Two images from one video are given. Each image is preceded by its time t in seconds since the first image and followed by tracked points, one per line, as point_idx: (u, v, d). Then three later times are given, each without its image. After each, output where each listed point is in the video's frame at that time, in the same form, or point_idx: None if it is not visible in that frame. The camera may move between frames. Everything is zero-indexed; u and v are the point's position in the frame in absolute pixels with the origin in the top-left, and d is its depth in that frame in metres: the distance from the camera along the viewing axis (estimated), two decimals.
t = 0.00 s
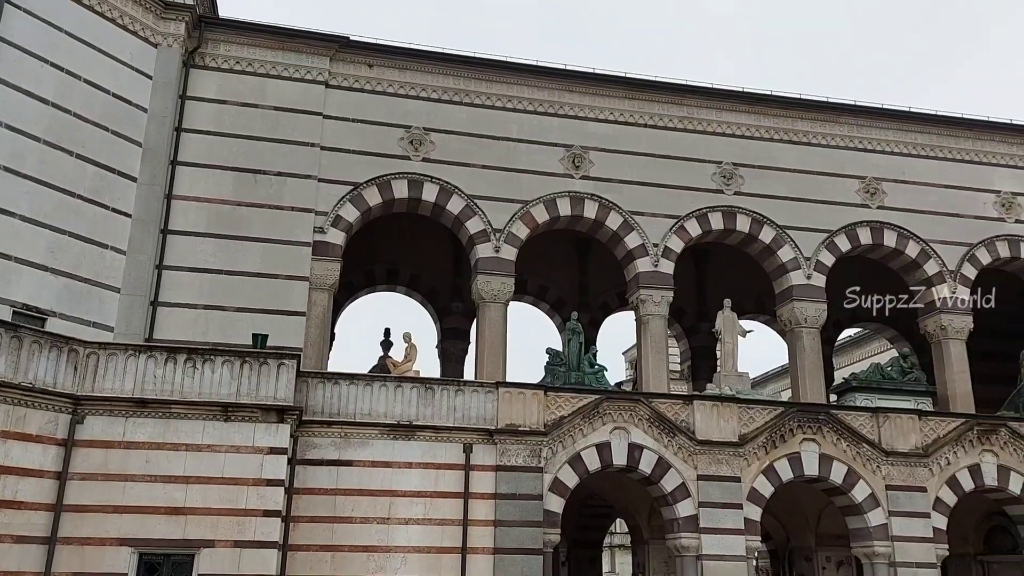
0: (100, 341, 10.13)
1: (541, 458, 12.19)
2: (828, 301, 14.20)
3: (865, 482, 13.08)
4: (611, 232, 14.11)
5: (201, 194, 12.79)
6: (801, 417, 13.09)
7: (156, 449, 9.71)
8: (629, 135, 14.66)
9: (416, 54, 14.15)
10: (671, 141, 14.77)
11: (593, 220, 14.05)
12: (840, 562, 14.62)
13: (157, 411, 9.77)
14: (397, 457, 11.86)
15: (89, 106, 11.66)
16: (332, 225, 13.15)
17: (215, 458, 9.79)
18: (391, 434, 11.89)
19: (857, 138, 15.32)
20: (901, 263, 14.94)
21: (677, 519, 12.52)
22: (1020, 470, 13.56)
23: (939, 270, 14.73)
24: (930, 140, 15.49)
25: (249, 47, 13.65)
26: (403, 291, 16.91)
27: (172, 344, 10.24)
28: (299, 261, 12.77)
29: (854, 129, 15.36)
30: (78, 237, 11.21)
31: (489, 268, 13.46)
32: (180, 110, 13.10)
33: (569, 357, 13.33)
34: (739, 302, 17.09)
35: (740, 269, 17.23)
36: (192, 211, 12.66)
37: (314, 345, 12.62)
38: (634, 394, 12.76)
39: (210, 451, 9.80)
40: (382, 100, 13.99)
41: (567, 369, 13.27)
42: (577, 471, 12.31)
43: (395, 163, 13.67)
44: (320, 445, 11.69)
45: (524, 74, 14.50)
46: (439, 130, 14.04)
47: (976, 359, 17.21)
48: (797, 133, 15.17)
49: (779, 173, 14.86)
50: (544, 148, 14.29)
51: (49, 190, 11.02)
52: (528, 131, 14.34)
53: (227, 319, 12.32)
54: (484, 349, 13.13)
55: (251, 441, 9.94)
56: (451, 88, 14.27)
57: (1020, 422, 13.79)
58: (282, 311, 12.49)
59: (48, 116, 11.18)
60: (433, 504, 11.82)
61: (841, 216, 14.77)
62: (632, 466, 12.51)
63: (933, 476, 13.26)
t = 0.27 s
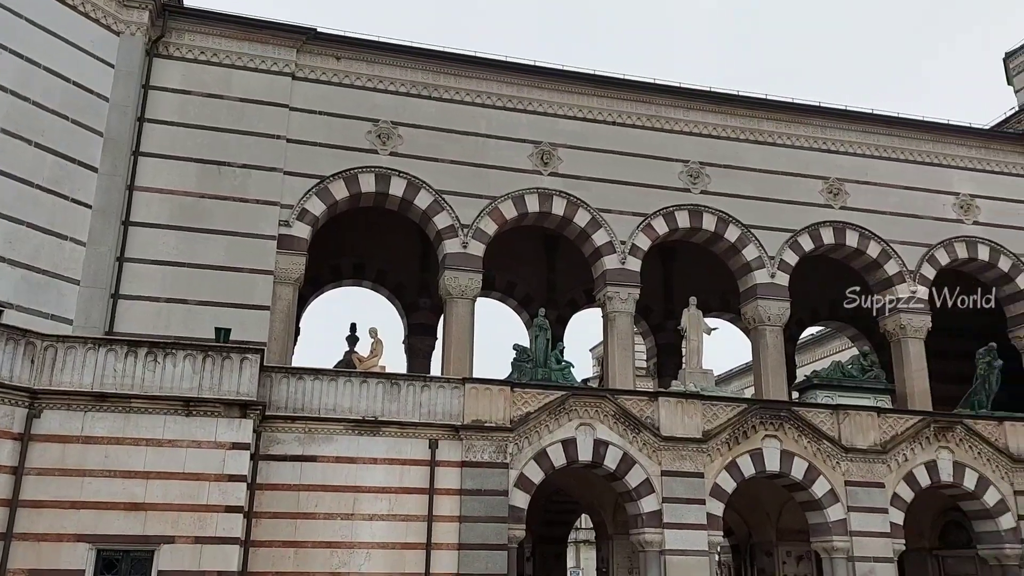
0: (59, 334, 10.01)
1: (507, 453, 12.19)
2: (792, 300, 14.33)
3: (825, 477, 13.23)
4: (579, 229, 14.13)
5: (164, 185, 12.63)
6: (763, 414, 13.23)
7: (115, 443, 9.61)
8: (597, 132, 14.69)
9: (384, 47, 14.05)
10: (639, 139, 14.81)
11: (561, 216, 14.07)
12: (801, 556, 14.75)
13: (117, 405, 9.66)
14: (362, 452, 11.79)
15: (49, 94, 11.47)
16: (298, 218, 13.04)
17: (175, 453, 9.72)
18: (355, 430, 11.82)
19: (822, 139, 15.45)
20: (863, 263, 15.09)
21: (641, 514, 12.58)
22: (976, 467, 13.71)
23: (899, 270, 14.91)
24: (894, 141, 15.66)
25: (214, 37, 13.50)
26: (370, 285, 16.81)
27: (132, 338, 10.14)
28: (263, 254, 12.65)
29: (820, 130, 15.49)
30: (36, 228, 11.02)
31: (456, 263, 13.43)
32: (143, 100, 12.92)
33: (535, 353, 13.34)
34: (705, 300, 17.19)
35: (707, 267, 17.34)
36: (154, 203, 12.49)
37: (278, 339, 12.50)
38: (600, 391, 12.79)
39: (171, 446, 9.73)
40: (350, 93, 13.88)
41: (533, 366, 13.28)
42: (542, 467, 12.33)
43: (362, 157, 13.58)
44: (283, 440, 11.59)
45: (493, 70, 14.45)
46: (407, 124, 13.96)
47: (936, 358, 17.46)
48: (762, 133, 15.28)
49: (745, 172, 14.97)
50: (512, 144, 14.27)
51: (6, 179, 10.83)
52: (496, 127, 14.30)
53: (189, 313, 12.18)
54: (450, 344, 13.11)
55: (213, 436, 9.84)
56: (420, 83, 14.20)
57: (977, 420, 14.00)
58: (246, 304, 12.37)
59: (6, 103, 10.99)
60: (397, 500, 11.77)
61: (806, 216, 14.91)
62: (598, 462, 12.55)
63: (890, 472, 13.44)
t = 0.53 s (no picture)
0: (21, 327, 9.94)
1: (477, 450, 12.18)
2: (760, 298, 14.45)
3: (791, 474, 13.38)
4: (551, 226, 14.15)
5: (131, 177, 12.47)
6: (731, 411, 13.34)
7: (79, 438, 9.56)
8: (570, 129, 14.71)
9: (356, 41, 13.96)
10: (611, 137, 14.85)
11: (533, 213, 14.08)
12: (767, 551, 14.96)
13: (81, 400, 9.63)
14: (331, 448, 11.74)
15: (13, 84, 11.41)
16: (267, 212, 12.93)
17: (141, 449, 9.70)
18: (324, 426, 11.77)
19: (792, 139, 15.59)
20: (830, 262, 15.25)
21: (610, 510, 12.65)
22: (938, 464, 13.91)
23: (865, 270, 15.09)
24: (862, 142, 15.84)
25: (184, 28, 13.34)
26: (341, 281, 16.71)
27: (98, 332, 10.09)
28: (232, 248, 12.54)
29: (790, 130, 15.62)
30: None
31: (428, 259, 13.39)
32: (110, 90, 12.75)
33: (506, 350, 13.34)
34: (675, 297, 17.29)
35: (678, 265, 17.44)
36: (121, 195, 12.34)
37: (247, 334, 12.40)
38: (571, 387, 12.83)
39: (136, 441, 9.70)
40: (321, 86, 13.77)
41: (504, 362, 13.28)
42: (512, 464, 12.34)
43: (333, 151, 13.49)
44: (251, 436, 11.50)
45: (466, 65, 14.42)
46: (378, 118, 13.88)
47: (902, 357, 17.69)
48: (733, 133, 15.39)
49: (715, 171, 15.07)
50: (484, 140, 14.24)
51: None
52: (469, 123, 14.27)
53: (156, 306, 12.04)
54: (420, 340, 13.08)
55: (179, 432, 9.85)
56: (392, 77, 14.13)
57: (940, 417, 14.20)
58: (214, 299, 12.25)
59: None
60: (366, 496, 11.73)
61: (775, 215, 15.04)
62: (567, 458, 12.59)
63: (855, 469, 13.62)
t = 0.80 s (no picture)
0: None
1: (451, 446, 12.17)
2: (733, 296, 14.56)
3: (763, 470, 13.51)
4: (527, 222, 14.16)
5: (101, 168, 12.30)
6: (704, 408, 13.44)
7: (47, 433, 9.51)
8: (547, 126, 14.72)
9: (333, 34, 13.87)
10: (588, 134, 14.89)
11: (509, 210, 14.08)
12: (737, 547, 15.10)
13: (49, 394, 9.55)
14: (303, 444, 11.68)
15: None
16: (241, 206, 12.81)
17: (109, 443, 9.65)
18: (297, 421, 11.71)
19: (766, 139, 15.72)
20: (802, 261, 15.39)
21: (583, 506, 12.70)
22: (906, 461, 14.10)
23: (837, 269, 15.26)
24: (835, 143, 16.00)
25: (157, 18, 13.19)
26: (315, 275, 16.61)
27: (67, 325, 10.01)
28: (204, 241, 12.42)
29: (764, 130, 15.75)
30: None
31: (403, 254, 13.35)
32: (81, 80, 12.56)
33: (481, 346, 13.34)
34: (649, 295, 17.40)
35: (653, 263, 17.54)
36: (91, 187, 12.17)
37: (219, 328, 12.29)
38: (545, 384, 12.85)
39: (105, 436, 9.66)
40: (298, 79, 13.67)
41: (480, 358, 13.28)
42: (486, 460, 12.34)
43: (309, 144, 13.40)
44: (222, 431, 11.41)
45: (443, 61, 14.39)
46: (355, 112, 13.80)
47: (872, 355, 17.91)
48: (709, 132, 15.49)
49: (691, 170, 15.16)
50: (461, 136, 14.21)
51: None
52: (446, 118, 14.24)
53: (127, 300, 11.91)
54: (395, 335, 13.04)
55: (149, 427, 9.82)
56: (369, 71, 14.06)
57: (909, 415, 14.40)
58: (186, 292, 12.14)
59: None
60: (338, 492, 11.69)
61: (749, 214, 15.16)
62: (542, 454, 12.62)
63: (825, 465, 13.78)
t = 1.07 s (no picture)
0: None
1: (417, 442, 12.15)
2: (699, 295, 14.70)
3: (725, 467, 13.67)
4: (496, 219, 14.16)
5: (61, 158, 12.10)
6: (669, 405, 13.56)
7: (3, 427, 9.40)
8: (516, 123, 14.72)
9: (302, 26, 13.75)
10: (557, 131, 14.93)
11: (478, 206, 14.07)
12: (700, 543, 15.28)
13: (5, 389, 9.44)
14: (266, 440, 11.59)
15: None
16: (205, 199, 12.66)
17: (67, 438, 9.57)
18: (260, 417, 11.61)
19: (733, 139, 15.87)
20: (767, 261, 15.57)
21: (548, 503, 12.76)
22: (865, 458, 14.35)
23: (800, 269, 15.47)
24: (800, 144, 16.21)
25: (121, 7, 12.97)
26: (281, 270, 16.47)
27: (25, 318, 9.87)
28: (167, 234, 12.26)
29: (731, 130, 15.90)
30: None
31: (370, 250, 13.29)
32: (41, 68, 12.33)
33: (448, 342, 13.32)
34: (617, 292, 17.48)
35: (621, 261, 17.62)
36: (51, 177, 11.97)
37: (181, 323, 12.14)
38: (511, 381, 12.87)
39: (62, 431, 9.58)
40: (265, 72, 13.52)
41: (447, 355, 13.26)
42: (452, 456, 12.33)
43: (275, 137, 13.27)
44: (184, 426, 11.29)
45: (413, 55, 14.33)
46: (322, 106, 13.69)
47: (833, 354, 18.20)
48: (676, 132, 15.60)
49: (658, 169, 15.26)
50: (430, 131, 14.17)
51: None
52: (415, 113, 14.18)
53: (87, 293, 11.74)
54: (362, 331, 12.98)
55: (109, 422, 9.77)
56: (337, 64, 13.95)
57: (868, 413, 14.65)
58: (148, 286, 11.99)
59: None
60: (302, 489, 11.62)
61: (715, 213, 15.32)
62: (508, 451, 12.64)
63: (786, 462, 13.98)
